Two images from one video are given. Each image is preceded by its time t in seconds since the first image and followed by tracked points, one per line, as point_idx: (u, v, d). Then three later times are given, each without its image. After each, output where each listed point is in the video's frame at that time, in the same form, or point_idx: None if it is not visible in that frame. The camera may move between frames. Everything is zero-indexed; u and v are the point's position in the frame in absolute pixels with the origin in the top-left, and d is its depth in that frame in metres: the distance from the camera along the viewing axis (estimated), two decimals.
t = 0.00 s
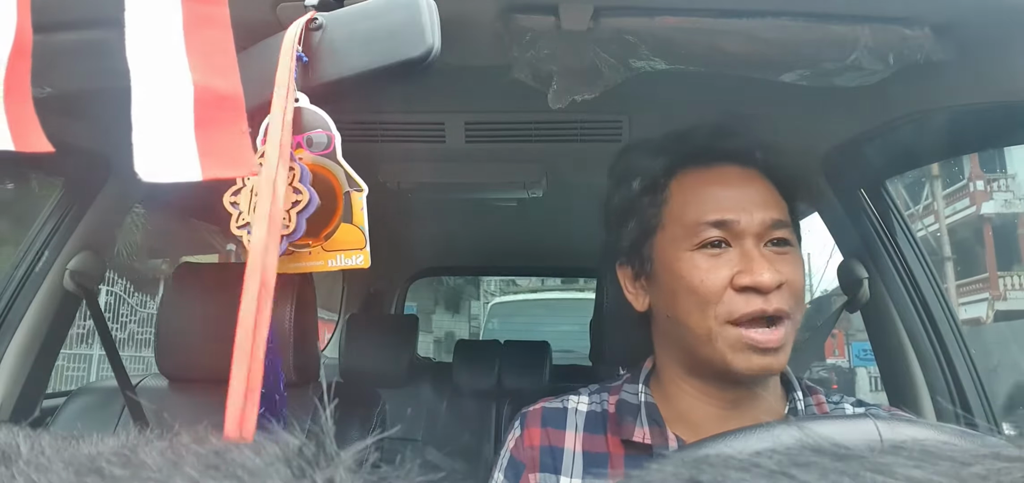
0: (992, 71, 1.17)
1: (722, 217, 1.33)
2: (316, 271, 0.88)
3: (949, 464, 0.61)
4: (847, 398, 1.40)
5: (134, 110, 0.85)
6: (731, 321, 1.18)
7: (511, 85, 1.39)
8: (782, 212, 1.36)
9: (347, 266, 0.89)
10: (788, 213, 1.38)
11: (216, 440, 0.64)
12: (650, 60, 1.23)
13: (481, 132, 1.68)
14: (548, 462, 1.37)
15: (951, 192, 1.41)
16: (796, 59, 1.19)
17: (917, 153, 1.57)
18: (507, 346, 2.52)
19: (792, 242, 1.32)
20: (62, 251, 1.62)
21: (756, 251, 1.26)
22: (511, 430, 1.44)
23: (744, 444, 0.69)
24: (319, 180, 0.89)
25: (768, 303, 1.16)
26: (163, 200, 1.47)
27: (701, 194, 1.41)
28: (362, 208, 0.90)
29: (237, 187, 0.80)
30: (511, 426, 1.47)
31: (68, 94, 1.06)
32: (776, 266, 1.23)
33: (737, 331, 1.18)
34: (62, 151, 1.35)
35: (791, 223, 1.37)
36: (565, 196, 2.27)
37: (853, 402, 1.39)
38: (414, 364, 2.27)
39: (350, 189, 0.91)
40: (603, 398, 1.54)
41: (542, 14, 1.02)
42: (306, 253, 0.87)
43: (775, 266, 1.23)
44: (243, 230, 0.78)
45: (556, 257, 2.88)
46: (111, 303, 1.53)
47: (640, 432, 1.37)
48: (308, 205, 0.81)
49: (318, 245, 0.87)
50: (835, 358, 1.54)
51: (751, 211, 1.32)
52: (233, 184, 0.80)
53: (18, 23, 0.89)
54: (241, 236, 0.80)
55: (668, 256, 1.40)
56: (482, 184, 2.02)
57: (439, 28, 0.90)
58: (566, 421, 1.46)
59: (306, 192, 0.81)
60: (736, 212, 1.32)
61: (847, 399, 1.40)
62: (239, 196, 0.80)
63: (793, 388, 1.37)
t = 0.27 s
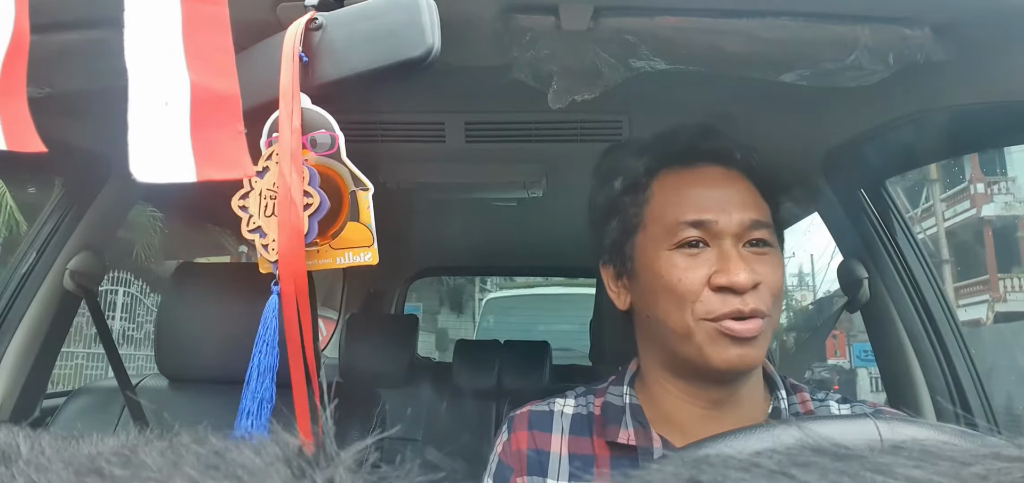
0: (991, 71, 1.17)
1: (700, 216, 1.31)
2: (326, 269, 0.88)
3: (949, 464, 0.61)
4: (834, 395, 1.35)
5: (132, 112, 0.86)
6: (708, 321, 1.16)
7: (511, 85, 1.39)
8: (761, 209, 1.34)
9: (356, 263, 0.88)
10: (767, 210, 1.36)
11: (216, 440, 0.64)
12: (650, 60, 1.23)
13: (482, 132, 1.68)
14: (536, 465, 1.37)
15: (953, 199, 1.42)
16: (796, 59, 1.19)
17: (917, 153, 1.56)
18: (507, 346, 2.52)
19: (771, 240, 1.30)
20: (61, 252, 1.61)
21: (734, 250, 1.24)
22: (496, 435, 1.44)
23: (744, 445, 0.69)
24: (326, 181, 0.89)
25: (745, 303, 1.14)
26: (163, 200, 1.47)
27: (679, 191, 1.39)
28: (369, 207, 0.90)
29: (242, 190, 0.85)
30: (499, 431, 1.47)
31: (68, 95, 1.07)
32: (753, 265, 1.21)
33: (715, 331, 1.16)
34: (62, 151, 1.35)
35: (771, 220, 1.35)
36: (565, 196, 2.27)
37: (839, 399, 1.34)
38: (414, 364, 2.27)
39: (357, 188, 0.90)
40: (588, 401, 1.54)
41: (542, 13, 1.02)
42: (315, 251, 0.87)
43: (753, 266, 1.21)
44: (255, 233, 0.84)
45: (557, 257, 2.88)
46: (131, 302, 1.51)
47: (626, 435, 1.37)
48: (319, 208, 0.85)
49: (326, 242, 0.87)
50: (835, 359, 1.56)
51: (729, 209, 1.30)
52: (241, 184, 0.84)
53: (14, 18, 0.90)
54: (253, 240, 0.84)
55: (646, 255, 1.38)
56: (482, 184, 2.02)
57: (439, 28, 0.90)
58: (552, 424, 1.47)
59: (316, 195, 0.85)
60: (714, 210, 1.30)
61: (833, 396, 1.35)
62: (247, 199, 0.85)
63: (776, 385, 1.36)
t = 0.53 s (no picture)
0: (991, 71, 1.17)
1: (681, 218, 1.31)
2: (324, 268, 0.90)
3: (949, 463, 0.61)
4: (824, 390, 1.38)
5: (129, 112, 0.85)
6: (690, 324, 1.18)
7: (511, 85, 1.39)
8: (743, 207, 1.34)
9: (355, 265, 0.89)
10: (749, 207, 1.37)
11: (216, 440, 0.64)
12: (650, 60, 1.23)
13: (481, 132, 1.68)
14: (534, 466, 1.34)
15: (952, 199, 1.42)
16: (796, 59, 1.19)
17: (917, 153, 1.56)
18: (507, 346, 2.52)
19: (753, 239, 1.30)
20: (63, 252, 1.59)
21: (715, 253, 1.24)
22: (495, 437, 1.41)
23: (743, 445, 0.69)
24: (324, 181, 0.89)
25: (727, 305, 1.16)
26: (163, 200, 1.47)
27: (660, 191, 1.38)
28: (367, 208, 0.90)
29: (242, 191, 0.90)
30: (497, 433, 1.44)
31: (67, 94, 1.06)
32: (734, 267, 1.22)
33: (698, 333, 1.17)
34: (61, 151, 1.35)
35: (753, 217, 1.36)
36: (565, 196, 2.27)
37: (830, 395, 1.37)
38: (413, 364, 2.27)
39: (354, 189, 0.90)
40: (586, 401, 1.51)
41: (542, 13, 1.02)
42: (314, 251, 0.89)
43: (733, 268, 1.21)
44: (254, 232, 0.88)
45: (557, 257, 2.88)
46: (148, 304, 1.54)
47: (624, 432, 1.33)
48: (315, 208, 0.85)
49: (325, 243, 0.88)
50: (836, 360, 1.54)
51: (710, 210, 1.30)
52: (240, 187, 0.88)
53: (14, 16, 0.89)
54: (252, 239, 0.89)
55: (629, 255, 1.38)
56: (482, 184, 2.02)
57: (439, 28, 0.90)
58: (550, 422, 1.43)
59: (313, 196, 0.85)
60: (695, 212, 1.30)
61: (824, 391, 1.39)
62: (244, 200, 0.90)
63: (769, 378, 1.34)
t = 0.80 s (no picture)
0: (991, 71, 1.17)
1: (673, 217, 1.32)
2: (316, 270, 0.88)
3: (949, 463, 0.61)
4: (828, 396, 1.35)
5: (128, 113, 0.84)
6: (672, 320, 1.21)
7: (511, 85, 1.39)
8: (742, 205, 1.33)
9: (347, 265, 0.89)
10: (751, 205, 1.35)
11: (215, 440, 0.64)
12: (650, 60, 1.23)
13: (481, 132, 1.68)
14: (539, 451, 1.36)
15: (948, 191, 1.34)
16: (796, 59, 1.19)
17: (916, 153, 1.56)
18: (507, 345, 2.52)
19: (751, 240, 1.29)
20: (62, 251, 1.60)
21: (703, 253, 1.25)
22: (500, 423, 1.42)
23: (742, 445, 0.69)
24: (319, 180, 0.89)
25: (705, 303, 1.19)
26: (163, 200, 1.47)
27: (660, 190, 1.40)
28: (362, 207, 0.90)
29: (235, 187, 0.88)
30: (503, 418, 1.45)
31: (67, 94, 1.07)
32: (719, 267, 1.23)
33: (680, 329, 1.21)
34: (61, 151, 1.35)
35: (755, 215, 1.34)
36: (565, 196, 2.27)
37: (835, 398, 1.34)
38: (413, 364, 2.27)
39: (349, 188, 0.91)
40: (592, 392, 1.51)
41: (542, 14, 1.02)
42: (307, 252, 0.87)
43: (718, 268, 1.23)
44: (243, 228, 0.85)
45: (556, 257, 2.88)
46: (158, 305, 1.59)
47: (629, 420, 1.36)
48: (305, 203, 0.82)
49: (318, 244, 0.87)
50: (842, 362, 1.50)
51: (703, 210, 1.30)
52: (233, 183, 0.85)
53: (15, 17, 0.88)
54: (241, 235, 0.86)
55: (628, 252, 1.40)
56: (482, 184, 2.02)
57: (439, 28, 0.90)
58: (556, 410, 1.45)
59: (303, 190, 0.82)
60: (688, 211, 1.31)
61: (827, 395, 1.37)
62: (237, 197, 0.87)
63: (774, 378, 1.37)
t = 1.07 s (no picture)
0: (991, 70, 1.17)
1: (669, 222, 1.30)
2: (331, 267, 0.90)
3: (949, 463, 0.61)
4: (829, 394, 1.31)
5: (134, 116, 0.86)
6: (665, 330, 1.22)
7: (511, 85, 1.39)
8: (738, 209, 1.31)
9: (359, 262, 0.91)
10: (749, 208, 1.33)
11: (215, 440, 0.64)
12: (651, 60, 1.23)
13: (481, 132, 1.68)
14: (547, 438, 1.42)
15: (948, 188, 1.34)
16: (796, 60, 1.19)
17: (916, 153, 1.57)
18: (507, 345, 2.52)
19: (745, 246, 1.27)
20: (62, 250, 1.59)
21: (695, 262, 1.24)
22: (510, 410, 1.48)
23: (743, 446, 0.69)
24: (324, 180, 0.89)
25: (696, 316, 1.19)
26: (163, 200, 1.47)
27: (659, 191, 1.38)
28: (369, 206, 0.91)
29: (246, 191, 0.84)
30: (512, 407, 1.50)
31: (67, 95, 1.07)
32: (711, 278, 1.22)
33: (673, 340, 1.21)
34: (61, 151, 1.35)
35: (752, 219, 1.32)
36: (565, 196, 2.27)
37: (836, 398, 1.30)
38: (413, 364, 2.27)
39: (356, 186, 0.91)
40: (600, 386, 1.52)
41: (542, 14, 1.02)
42: (320, 250, 0.88)
43: (710, 279, 1.21)
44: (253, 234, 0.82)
45: (557, 257, 2.88)
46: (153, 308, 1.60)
47: (633, 411, 1.38)
48: (313, 207, 0.83)
49: (331, 242, 0.88)
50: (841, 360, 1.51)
51: (698, 216, 1.28)
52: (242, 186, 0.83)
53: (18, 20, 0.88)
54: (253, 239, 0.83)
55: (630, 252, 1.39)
56: (482, 184, 2.02)
57: (439, 27, 0.90)
58: (564, 400, 1.47)
59: (310, 194, 0.83)
60: (683, 217, 1.29)
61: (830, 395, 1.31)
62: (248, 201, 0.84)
63: (775, 375, 1.35)
